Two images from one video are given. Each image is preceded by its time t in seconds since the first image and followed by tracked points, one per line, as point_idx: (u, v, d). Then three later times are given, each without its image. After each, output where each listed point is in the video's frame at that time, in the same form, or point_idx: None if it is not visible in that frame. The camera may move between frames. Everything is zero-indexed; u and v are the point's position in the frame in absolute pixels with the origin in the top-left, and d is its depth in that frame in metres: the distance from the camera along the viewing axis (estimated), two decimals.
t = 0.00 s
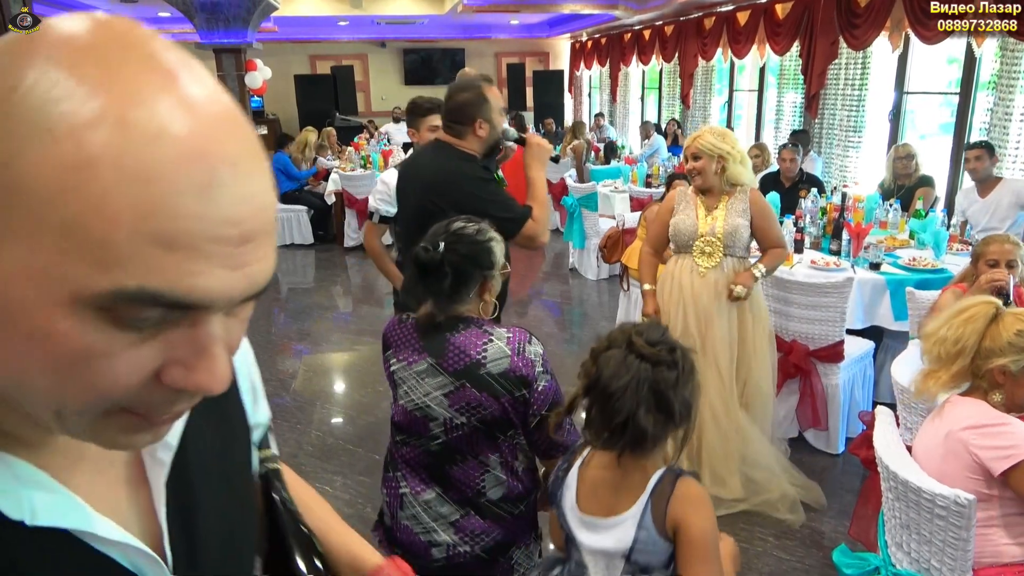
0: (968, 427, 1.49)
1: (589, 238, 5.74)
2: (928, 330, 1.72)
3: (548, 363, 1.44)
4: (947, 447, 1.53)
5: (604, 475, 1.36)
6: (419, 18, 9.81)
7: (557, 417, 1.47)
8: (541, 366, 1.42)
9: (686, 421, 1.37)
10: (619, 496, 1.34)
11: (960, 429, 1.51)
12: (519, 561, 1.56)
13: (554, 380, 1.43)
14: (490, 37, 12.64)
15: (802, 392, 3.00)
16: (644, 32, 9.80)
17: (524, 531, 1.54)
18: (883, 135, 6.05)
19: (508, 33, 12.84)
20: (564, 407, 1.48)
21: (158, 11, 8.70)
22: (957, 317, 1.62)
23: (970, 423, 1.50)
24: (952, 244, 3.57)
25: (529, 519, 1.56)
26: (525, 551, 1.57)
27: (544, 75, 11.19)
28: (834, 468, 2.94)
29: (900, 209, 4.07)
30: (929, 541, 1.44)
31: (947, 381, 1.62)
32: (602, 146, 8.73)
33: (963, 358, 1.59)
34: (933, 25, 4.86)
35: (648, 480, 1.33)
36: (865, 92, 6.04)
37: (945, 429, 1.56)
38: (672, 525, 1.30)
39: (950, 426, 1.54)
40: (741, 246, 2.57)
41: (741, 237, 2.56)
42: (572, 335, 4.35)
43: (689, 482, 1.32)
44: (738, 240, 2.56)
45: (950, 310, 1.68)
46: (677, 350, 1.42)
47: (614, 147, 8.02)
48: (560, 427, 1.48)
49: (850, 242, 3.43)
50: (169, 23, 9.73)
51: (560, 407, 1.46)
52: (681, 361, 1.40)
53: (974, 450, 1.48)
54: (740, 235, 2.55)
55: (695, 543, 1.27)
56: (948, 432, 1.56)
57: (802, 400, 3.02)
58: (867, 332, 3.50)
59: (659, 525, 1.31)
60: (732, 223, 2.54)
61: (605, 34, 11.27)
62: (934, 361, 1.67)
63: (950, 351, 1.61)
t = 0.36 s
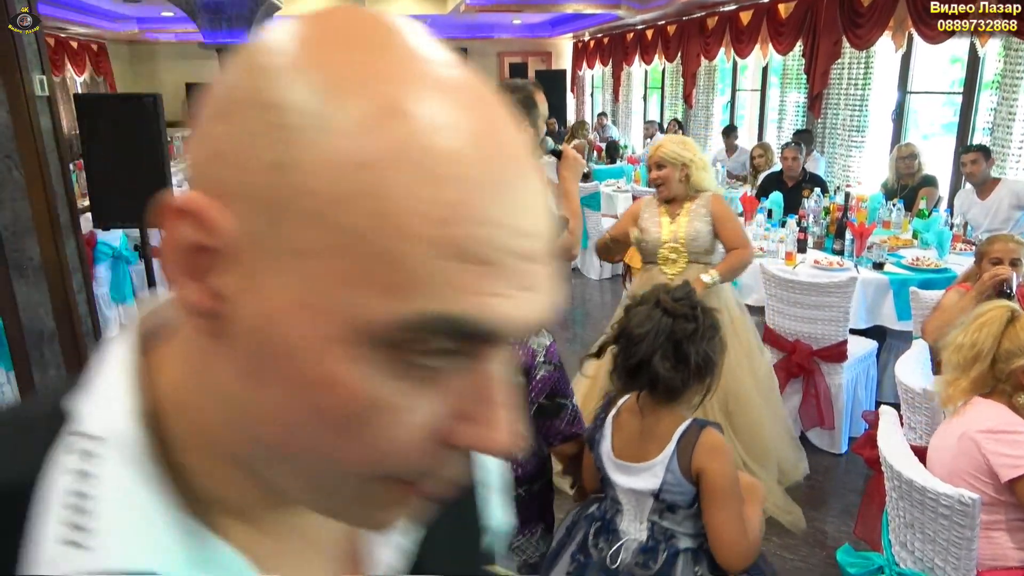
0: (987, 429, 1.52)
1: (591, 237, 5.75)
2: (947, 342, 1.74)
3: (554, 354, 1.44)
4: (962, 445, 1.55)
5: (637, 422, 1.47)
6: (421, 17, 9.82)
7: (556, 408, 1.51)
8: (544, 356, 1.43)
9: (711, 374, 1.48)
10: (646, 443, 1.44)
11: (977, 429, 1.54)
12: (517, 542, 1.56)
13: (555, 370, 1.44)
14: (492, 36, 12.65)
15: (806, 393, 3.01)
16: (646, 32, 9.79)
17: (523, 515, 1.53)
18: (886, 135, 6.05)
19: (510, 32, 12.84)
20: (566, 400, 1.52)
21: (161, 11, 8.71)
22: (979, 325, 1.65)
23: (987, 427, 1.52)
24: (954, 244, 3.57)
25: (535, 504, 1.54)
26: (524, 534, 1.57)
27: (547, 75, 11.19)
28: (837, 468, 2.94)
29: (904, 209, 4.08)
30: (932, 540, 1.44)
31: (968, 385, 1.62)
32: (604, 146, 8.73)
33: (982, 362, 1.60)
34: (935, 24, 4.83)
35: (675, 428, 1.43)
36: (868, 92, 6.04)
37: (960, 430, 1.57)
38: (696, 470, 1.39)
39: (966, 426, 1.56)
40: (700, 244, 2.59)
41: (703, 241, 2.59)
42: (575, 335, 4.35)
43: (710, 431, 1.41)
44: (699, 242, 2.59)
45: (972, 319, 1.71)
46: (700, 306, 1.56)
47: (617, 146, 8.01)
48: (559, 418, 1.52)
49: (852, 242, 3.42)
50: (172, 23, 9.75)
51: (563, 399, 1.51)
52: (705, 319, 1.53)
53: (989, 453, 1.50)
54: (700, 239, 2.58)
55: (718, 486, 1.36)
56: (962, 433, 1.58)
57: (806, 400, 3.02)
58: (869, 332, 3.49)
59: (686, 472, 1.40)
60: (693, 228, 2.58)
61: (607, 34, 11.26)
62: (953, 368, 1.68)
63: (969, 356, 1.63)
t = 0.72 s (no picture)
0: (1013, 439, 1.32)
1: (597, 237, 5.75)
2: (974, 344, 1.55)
3: (582, 337, 1.49)
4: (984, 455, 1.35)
5: (703, 389, 1.54)
6: (425, 17, 9.82)
7: (581, 388, 1.49)
8: (571, 337, 1.48)
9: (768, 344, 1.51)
10: (717, 411, 1.53)
11: (1002, 438, 1.33)
12: (537, 511, 1.61)
13: (580, 352, 1.48)
14: (496, 35, 12.64)
15: (808, 393, 2.98)
16: (650, 31, 9.80)
17: (542, 485, 1.59)
18: (891, 135, 6.03)
19: (514, 32, 12.84)
20: (592, 379, 1.50)
21: (165, 10, 8.73)
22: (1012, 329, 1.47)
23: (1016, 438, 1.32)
24: (960, 243, 3.56)
25: (552, 478, 1.60)
26: (545, 504, 1.62)
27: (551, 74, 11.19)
28: (842, 467, 2.94)
29: (908, 208, 4.10)
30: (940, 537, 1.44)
31: (1007, 393, 1.42)
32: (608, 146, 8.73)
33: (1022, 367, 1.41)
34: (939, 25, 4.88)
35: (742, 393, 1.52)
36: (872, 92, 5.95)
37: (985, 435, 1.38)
38: (768, 428, 1.50)
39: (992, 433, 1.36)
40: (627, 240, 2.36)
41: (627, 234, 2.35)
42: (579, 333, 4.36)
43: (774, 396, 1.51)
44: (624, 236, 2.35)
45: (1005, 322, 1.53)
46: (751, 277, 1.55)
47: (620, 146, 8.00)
48: (581, 397, 1.49)
49: (857, 241, 3.42)
50: (176, 23, 9.77)
51: (588, 377, 1.49)
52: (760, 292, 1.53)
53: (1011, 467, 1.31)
54: (626, 230, 2.35)
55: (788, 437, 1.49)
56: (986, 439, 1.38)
57: (809, 400, 2.99)
58: (876, 332, 3.49)
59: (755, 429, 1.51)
60: (615, 219, 2.35)
61: (611, 33, 11.27)
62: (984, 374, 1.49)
63: (1006, 362, 1.44)
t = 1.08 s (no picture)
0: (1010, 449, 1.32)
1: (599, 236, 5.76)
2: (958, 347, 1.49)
3: (636, 336, 1.50)
4: (982, 469, 1.37)
5: (724, 358, 1.62)
6: (426, 16, 9.82)
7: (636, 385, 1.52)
8: (630, 334, 1.49)
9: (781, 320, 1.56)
10: (742, 380, 1.60)
11: (999, 449, 1.34)
12: (594, 498, 1.64)
13: (635, 350, 1.49)
14: (497, 35, 12.64)
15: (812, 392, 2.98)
16: (651, 30, 9.80)
17: (601, 474, 1.63)
18: (893, 133, 6.03)
19: (515, 32, 12.85)
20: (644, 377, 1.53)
21: (166, 11, 8.74)
22: (995, 332, 1.41)
23: (1014, 448, 1.32)
24: (962, 242, 3.56)
25: (609, 466, 1.64)
26: (601, 491, 1.65)
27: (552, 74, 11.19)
28: (847, 466, 2.94)
29: (910, 206, 4.11)
30: (944, 537, 1.44)
31: (1002, 400, 1.37)
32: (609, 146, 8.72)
33: (1015, 376, 1.36)
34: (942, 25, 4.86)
35: (763, 360, 1.59)
36: (874, 90, 5.96)
37: (983, 448, 1.37)
38: (788, 389, 1.59)
39: (992, 445, 1.36)
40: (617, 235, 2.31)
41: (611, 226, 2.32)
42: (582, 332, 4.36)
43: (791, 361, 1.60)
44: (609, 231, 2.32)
45: (987, 320, 1.46)
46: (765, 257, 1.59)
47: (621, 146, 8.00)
48: (638, 393, 1.52)
49: (860, 240, 3.42)
50: (177, 24, 9.78)
51: (640, 375, 1.51)
52: (775, 271, 1.56)
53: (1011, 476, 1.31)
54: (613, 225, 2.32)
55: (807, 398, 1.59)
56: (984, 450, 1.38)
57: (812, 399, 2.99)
58: (878, 331, 3.49)
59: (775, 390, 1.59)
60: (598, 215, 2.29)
61: (612, 33, 11.28)
62: (972, 381, 1.43)
63: (997, 369, 1.38)
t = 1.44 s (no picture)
0: None
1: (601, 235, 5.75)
2: (975, 354, 1.52)
3: (680, 330, 1.58)
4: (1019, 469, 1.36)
5: (731, 323, 1.72)
6: (427, 16, 9.81)
7: (681, 379, 1.61)
8: (672, 330, 1.57)
9: (784, 294, 1.65)
10: (745, 343, 1.70)
11: None
12: (622, 496, 1.72)
13: (681, 344, 1.58)
14: (497, 35, 12.64)
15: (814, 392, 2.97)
16: (652, 30, 9.79)
17: (631, 471, 1.71)
18: (894, 132, 6.02)
19: (516, 32, 12.84)
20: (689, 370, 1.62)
21: (166, 11, 8.73)
22: (1015, 335, 1.45)
23: None
24: (965, 241, 3.55)
25: (640, 464, 1.73)
26: (630, 490, 1.73)
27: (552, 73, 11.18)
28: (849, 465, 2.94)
29: (912, 205, 4.11)
30: (949, 538, 1.43)
31: None
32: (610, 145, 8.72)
33: None
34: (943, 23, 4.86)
35: (766, 329, 1.68)
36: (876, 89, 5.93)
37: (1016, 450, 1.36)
38: (784, 356, 1.67)
39: None
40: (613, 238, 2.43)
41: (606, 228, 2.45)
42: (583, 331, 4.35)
43: (793, 332, 1.67)
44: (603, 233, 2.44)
45: (1001, 326, 1.51)
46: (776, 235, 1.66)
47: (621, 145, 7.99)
48: (682, 387, 1.61)
49: (862, 239, 3.41)
50: (178, 24, 9.77)
51: (687, 368, 1.60)
52: (783, 250, 1.64)
53: None
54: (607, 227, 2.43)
55: (802, 367, 1.67)
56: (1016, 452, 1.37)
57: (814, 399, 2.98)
58: (880, 330, 3.48)
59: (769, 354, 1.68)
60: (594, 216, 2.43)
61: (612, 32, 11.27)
62: (995, 382, 1.45)
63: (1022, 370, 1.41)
